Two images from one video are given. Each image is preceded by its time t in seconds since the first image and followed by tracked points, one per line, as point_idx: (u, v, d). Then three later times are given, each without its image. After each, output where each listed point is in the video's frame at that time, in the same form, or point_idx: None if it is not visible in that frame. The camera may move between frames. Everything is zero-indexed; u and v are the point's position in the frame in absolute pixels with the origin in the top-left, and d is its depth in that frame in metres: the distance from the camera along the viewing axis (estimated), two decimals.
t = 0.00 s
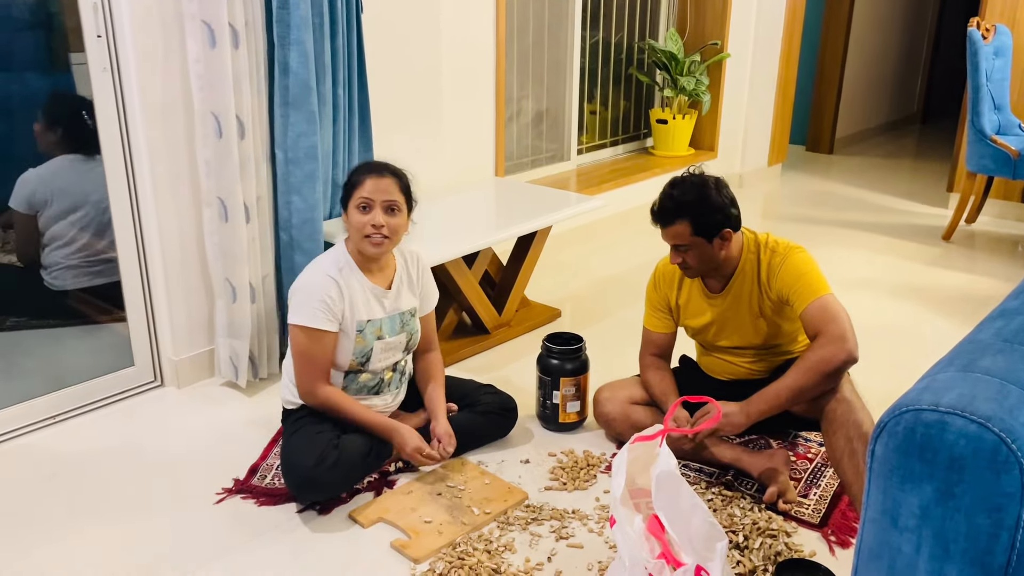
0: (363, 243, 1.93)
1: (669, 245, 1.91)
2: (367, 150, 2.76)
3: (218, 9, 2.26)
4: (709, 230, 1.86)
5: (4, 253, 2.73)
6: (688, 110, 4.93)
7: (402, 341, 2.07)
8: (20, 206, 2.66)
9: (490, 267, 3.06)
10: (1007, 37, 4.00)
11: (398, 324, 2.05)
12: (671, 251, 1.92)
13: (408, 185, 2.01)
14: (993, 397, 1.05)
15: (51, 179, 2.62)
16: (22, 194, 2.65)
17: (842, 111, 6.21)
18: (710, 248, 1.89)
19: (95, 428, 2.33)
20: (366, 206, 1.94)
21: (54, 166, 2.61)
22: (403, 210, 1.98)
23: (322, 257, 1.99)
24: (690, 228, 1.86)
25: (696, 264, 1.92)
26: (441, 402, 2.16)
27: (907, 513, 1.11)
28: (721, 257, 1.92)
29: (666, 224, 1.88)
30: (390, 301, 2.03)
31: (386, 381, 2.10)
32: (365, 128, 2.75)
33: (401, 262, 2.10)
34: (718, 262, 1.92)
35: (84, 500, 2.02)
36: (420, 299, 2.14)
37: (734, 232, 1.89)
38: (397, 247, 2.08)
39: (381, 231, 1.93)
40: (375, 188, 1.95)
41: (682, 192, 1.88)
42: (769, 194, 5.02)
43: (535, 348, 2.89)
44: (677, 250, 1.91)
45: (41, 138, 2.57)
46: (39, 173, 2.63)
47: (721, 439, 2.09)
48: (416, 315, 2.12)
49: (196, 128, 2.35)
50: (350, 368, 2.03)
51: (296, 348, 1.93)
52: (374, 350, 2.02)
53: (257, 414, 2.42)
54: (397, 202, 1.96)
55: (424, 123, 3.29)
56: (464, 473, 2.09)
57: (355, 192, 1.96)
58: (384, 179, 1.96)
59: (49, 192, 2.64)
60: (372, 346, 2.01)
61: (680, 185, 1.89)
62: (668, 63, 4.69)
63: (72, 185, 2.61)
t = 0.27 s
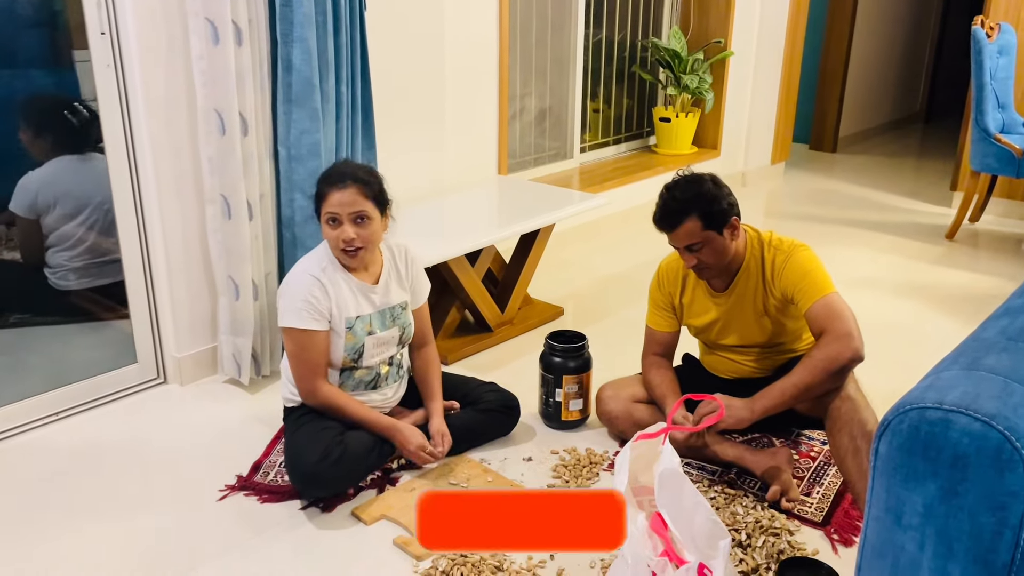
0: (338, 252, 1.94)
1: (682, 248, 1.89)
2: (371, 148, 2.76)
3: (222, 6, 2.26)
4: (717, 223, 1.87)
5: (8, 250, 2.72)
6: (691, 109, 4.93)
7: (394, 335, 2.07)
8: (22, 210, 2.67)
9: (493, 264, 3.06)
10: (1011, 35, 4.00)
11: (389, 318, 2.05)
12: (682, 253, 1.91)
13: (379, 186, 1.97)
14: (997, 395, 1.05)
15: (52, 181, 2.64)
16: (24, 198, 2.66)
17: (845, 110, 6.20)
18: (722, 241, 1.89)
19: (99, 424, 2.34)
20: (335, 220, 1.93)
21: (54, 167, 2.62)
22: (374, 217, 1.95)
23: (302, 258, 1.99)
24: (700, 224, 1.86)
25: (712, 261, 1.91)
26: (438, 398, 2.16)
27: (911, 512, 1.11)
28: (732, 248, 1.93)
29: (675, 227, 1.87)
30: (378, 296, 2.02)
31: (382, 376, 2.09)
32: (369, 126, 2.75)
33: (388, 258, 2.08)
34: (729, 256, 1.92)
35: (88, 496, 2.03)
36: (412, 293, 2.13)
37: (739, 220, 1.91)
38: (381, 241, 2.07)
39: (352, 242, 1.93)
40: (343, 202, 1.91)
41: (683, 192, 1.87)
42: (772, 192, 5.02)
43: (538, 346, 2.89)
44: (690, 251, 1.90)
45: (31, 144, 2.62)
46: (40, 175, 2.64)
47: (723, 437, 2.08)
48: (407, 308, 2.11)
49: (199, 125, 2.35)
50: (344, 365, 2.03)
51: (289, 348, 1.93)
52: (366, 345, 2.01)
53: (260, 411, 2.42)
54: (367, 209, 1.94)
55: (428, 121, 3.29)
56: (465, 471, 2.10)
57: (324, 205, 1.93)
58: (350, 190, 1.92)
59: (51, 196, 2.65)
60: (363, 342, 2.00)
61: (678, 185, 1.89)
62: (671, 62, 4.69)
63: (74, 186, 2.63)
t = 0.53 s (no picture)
0: (333, 254, 1.94)
1: (686, 249, 1.89)
2: (372, 148, 2.76)
3: (225, 6, 2.26)
4: (721, 221, 1.87)
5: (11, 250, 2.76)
6: (693, 109, 4.92)
7: (391, 336, 2.07)
8: (23, 213, 2.68)
9: (495, 265, 3.06)
10: (1013, 36, 3.99)
11: (386, 319, 2.05)
12: (686, 253, 1.91)
13: (365, 185, 1.98)
14: (1000, 397, 1.05)
15: (51, 184, 2.64)
16: (24, 201, 2.66)
17: (847, 110, 6.20)
18: (726, 239, 1.89)
19: (100, 424, 2.34)
20: (328, 220, 1.93)
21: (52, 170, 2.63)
22: (365, 214, 1.96)
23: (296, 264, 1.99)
24: (704, 223, 1.86)
25: (716, 260, 1.91)
26: (440, 400, 2.16)
27: (913, 513, 1.11)
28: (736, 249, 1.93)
29: (679, 227, 1.87)
30: (373, 298, 2.02)
31: (382, 377, 2.10)
32: (371, 126, 2.75)
33: (383, 259, 2.08)
34: (733, 255, 1.92)
35: (90, 496, 2.03)
36: (409, 293, 2.13)
37: (742, 218, 1.91)
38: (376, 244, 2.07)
39: (347, 241, 1.92)
40: (333, 200, 1.92)
41: (686, 192, 1.87)
42: (774, 192, 5.02)
43: (540, 346, 2.89)
44: (694, 251, 1.89)
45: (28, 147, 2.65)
46: (39, 177, 2.65)
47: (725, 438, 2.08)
48: (404, 309, 2.10)
49: (201, 125, 2.35)
50: (342, 368, 2.03)
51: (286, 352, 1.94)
52: (363, 348, 2.02)
53: (262, 411, 2.43)
54: (356, 207, 1.94)
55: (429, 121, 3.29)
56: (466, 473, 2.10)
57: (314, 207, 1.94)
58: (339, 189, 1.93)
59: (52, 198, 2.66)
60: (360, 344, 2.01)
61: (678, 187, 1.89)
62: (673, 62, 4.69)
63: (73, 186, 2.64)
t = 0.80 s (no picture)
0: (333, 254, 1.93)
1: (687, 249, 1.89)
2: (372, 149, 2.76)
3: (224, 8, 2.26)
4: (721, 222, 1.87)
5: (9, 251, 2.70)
6: (693, 110, 4.92)
7: (390, 338, 2.07)
8: (23, 215, 2.66)
9: (495, 266, 3.06)
10: (1013, 36, 3.99)
11: (384, 322, 2.05)
12: (686, 254, 1.90)
13: (358, 184, 1.97)
14: (998, 398, 1.05)
15: (54, 186, 2.64)
16: (23, 202, 2.65)
17: (847, 110, 6.20)
18: (726, 240, 1.89)
19: (100, 425, 2.34)
20: (324, 223, 1.92)
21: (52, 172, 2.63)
22: (362, 213, 1.95)
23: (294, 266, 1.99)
24: (705, 224, 1.86)
25: (716, 261, 1.91)
26: (437, 403, 2.17)
27: (912, 514, 1.11)
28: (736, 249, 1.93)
29: (680, 227, 1.87)
30: (371, 300, 2.02)
31: (381, 379, 2.10)
32: (371, 127, 2.75)
33: (382, 261, 2.08)
34: (733, 256, 1.92)
35: (90, 496, 2.03)
36: (408, 295, 2.13)
37: (742, 218, 1.91)
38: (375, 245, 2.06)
39: (346, 242, 1.92)
40: (328, 202, 1.91)
41: (686, 193, 1.87)
42: (774, 193, 5.01)
43: (540, 347, 2.89)
44: (695, 251, 1.89)
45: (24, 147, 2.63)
46: (39, 180, 2.65)
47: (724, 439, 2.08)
48: (402, 311, 2.10)
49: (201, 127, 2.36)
50: (340, 370, 2.03)
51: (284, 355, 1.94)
52: (361, 350, 2.01)
53: (262, 412, 2.42)
54: (353, 206, 1.94)
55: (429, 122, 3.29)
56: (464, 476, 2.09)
57: (310, 210, 1.92)
58: (334, 190, 1.92)
59: (54, 201, 2.66)
60: (358, 347, 2.01)
61: (679, 187, 1.89)
62: (673, 62, 4.70)
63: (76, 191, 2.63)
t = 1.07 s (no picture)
0: (336, 254, 1.93)
1: (685, 251, 1.89)
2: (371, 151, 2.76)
3: (222, 11, 2.26)
4: (719, 223, 1.87)
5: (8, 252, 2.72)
6: (691, 111, 4.93)
7: (389, 341, 2.07)
8: (20, 218, 2.68)
9: (493, 267, 3.06)
10: (1011, 37, 4.00)
11: (383, 325, 2.05)
12: (685, 256, 1.91)
13: (347, 179, 1.97)
14: (993, 401, 1.05)
15: (49, 189, 2.65)
16: (21, 204, 2.67)
17: (846, 111, 6.20)
18: (724, 241, 1.89)
19: (99, 427, 2.34)
20: (325, 222, 1.92)
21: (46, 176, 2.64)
22: (360, 208, 1.96)
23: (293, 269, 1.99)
24: (703, 225, 1.86)
25: (715, 262, 1.91)
26: (435, 405, 2.16)
27: (908, 516, 1.11)
28: (735, 249, 1.93)
29: (678, 229, 1.87)
30: (370, 303, 2.02)
31: (380, 382, 2.10)
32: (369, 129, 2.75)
33: (382, 264, 2.08)
34: (731, 257, 1.92)
35: (88, 499, 2.03)
36: (407, 298, 2.13)
37: (740, 219, 1.91)
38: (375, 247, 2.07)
39: (349, 238, 1.92)
40: (327, 199, 1.91)
41: (684, 195, 1.87)
42: (773, 194, 5.02)
43: (538, 349, 2.89)
44: (693, 253, 1.89)
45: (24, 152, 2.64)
46: (34, 183, 2.66)
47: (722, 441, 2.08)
48: (402, 314, 2.10)
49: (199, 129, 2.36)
50: (339, 373, 2.03)
51: (285, 358, 1.94)
52: (360, 353, 2.01)
53: (260, 414, 2.43)
54: (351, 203, 1.94)
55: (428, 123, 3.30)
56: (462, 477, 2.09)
57: (309, 212, 1.92)
58: (329, 188, 1.92)
59: (49, 203, 2.67)
60: (357, 350, 2.01)
61: (677, 189, 1.89)
62: (672, 64, 4.70)
63: (70, 194, 2.64)
